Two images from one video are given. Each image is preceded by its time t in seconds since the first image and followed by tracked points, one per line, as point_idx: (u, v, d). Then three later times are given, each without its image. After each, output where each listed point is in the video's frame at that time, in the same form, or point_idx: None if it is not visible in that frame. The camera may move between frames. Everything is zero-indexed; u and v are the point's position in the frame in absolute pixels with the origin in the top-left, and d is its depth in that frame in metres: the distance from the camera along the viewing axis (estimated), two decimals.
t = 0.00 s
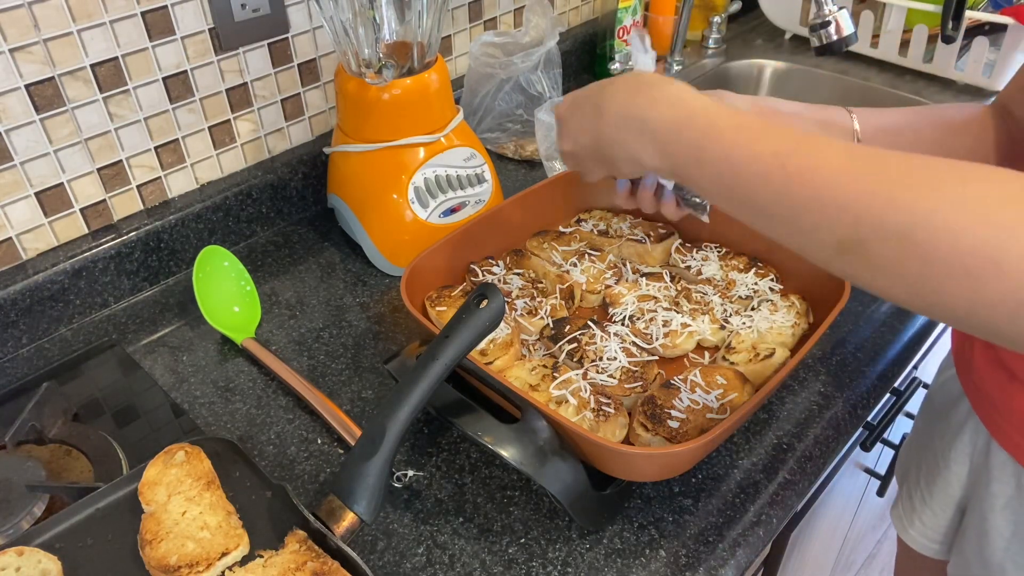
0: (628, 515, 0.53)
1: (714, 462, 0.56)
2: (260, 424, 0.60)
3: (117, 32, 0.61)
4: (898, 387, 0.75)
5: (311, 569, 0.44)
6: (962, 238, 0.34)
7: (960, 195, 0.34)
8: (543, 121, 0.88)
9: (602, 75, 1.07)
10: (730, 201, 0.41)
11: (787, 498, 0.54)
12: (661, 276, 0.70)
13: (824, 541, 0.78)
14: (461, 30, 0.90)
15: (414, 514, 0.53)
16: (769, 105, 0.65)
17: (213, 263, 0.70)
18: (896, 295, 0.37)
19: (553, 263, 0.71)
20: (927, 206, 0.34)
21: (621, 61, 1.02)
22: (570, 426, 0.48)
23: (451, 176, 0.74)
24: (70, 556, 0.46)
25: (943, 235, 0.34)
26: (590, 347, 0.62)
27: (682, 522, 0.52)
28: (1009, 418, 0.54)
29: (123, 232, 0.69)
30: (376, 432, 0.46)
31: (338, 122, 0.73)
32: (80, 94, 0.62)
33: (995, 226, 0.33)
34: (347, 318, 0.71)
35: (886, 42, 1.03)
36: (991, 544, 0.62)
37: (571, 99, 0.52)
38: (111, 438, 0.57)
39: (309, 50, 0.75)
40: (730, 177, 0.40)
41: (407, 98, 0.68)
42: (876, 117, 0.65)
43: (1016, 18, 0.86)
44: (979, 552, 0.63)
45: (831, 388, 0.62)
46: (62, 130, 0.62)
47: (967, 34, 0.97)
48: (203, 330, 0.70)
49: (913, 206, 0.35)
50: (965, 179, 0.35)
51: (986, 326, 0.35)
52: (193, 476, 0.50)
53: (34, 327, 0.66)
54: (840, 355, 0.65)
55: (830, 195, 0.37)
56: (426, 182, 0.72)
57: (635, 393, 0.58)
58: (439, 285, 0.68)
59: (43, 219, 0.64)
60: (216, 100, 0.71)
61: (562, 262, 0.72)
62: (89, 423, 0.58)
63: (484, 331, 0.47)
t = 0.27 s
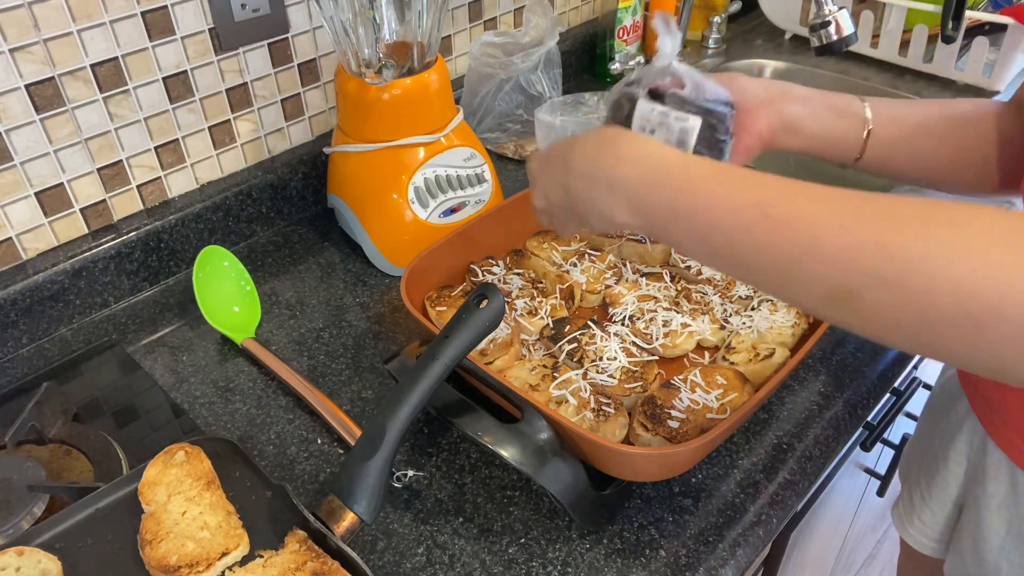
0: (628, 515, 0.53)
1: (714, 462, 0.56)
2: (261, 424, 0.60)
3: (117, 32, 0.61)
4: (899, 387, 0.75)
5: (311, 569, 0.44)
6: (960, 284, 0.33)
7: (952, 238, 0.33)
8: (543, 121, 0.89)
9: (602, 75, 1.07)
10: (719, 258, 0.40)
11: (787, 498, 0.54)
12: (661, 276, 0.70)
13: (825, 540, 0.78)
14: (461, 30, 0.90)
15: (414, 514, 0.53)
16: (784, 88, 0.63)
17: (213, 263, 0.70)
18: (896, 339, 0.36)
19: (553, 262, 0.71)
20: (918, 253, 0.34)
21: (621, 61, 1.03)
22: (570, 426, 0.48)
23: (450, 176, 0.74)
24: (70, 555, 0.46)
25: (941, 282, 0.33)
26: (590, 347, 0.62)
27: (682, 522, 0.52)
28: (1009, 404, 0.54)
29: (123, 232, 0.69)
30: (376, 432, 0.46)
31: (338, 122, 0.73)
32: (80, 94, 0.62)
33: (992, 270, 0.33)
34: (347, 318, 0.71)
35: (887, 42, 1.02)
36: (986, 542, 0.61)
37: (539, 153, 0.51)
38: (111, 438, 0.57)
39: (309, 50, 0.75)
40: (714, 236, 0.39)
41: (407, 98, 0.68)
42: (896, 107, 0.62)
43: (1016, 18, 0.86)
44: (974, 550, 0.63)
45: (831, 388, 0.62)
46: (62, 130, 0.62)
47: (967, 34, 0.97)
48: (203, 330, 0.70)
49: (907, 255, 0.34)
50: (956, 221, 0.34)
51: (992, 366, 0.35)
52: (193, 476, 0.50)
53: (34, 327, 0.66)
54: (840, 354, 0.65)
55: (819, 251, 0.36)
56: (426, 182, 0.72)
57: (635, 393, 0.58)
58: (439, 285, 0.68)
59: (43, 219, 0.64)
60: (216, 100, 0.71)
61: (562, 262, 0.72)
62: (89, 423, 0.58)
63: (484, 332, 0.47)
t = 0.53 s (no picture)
0: (628, 515, 0.53)
1: (714, 462, 0.56)
2: (260, 424, 0.60)
3: (117, 32, 0.61)
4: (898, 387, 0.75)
5: (310, 569, 0.44)
6: (1003, 327, 0.35)
7: (994, 284, 0.35)
8: (544, 121, 0.88)
9: (602, 75, 1.07)
10: (770, 287, 0.43)
11: (787, 498, 0.54)
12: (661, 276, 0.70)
13: (825, 540, 0.78)
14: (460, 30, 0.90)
15: (414, 514, 0.53)
16: (844, 58, 0.69)
17: (213, 263, 0.70)
18: (933, 380, 0.38)
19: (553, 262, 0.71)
20: (963, 294, 0.36)
21: (621, 61, 1.03)
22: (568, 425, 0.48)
23: (450, 176, 0.74)
24: (70, 555, 0.46)
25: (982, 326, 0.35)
26: (590, 347, 0.62)
27: (682, 522, 0.52)
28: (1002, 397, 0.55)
29: (123, 232, 0.69)
30: (376, 432, 0.46)
31: (337, 122, 0.73)
32: (80, 94, 0.62)
33: None
34: (347, 318, 0.71)
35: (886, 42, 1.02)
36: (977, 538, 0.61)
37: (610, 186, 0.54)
38: (111, 438, 0.57)
39: (309, 50, 0.75)
40: (772, 267, 0.42)
41: (406, 98, 0.68)
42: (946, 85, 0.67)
43: (1017, 18, 0.86)
44: (966, 546, 0.63)
45: (831, 388, 0.62)
46: (62, 130, 0.62)
47: (967, 34, 0.97)
48: (203, 330, 0.69)
49: (955, 299, 0.36)
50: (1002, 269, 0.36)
51: None
52: (193, 476, 0.50)
53: (33, 327, 0.66)
54: (840, 354, 0.65)
55: (870, 287, 0.38)
56: (426, 182, 0.72)
57: (635, 393, 0.58)
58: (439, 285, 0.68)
59: (43, 219, 0.64)
60: (216, 100, 0.71)
61: (561, 262, 0.72)
62: (89, 423, 0.58)
63: (484, 332, 0.47)
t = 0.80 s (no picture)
0: (628, 515, 0.53)
1: (714, 462, 0.56)
2: (260, 424, 0.60)
3: (117, 32, 0.61)
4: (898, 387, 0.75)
5: (311, 569, 0.44)
6: (941, 269, 0.36)
7: (941, 229, 0.37)
8: (544, 121, 0.88)
9: (602, 75, 1.07)
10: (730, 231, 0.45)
11: (787, 498, 0.54)
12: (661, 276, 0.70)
13: (825, 540, 0.78)
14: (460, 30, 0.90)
15: (414, 514, 0.53)
16: (875, 66, 0.71)
17: (214, 263, 0.70)
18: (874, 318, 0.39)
19: (552, 262, 0.72)
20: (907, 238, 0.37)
21: (621, 61, 1.02)
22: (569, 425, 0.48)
23: (450, 176, 0.74)
24: (69, 556, 0.46)
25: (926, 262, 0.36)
26: (590, 347, 0.62)
27: (682, 522, 0.52)
28: (1006, 402, 0.54)
29: (123, 232, 0.69)
30: (376, 432, 0.46)
31: (338, 122, 0.73)
32: (80, 94, 0.62)
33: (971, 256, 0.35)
34: (347, 318, 0.71)
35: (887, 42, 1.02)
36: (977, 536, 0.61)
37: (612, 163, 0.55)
38: (111, 438, 0.57)
39: (309, 50, 0.75)
40: (744, 217, 0.43)
41: (406, 98, 0.68)
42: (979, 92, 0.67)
43: (1017, 18, 0.86)
44: (965, 545, 0.63)
45: (831, 389, 0.62)
46: (62, 130, 0.62)
47: (967, 34, 0.97)
48: (203, 330, 0.70)
49: (904, 239, 0.37)
50: (950, 217, 0.37)
51: (977, 352, 0.36)
52: (193, 476, 0.50)
53: (33, 327, 0.66)
54: (840, 354, 0.65)
55: (828, 229, 0.40)
56: (426, 182, 0.72)
57: (635, 393, 0.58)
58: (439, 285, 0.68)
59: (43, 219, 0.64)
60: (216, 100, 0.71)
61: (561, 261, 0.72)
62: (88, 423, 0.58)
63: (484, 331, 0.47)
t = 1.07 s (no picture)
0: (628, 515, 0.53)
1: (714, 462, 0.56)
2: (260, 424, 0.60)
3: (117, 32, 0.61)
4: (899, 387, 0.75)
5: (311, 569, 0.44)
6: (860, 204, 0.35)
7: (848, 162, 0.37)
8: (543, 121, 0.88)
9: (602, 75, 1.07)
10: (667, 200, 0.45)
11: (787, 498, 0.54)
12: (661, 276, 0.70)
13: (825, 540, 0.78)
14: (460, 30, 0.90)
15: (414, 514, 0.53)
16: (887, 73, 0.72)
17: (213, 263, 0.70)
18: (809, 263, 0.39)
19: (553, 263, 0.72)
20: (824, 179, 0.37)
21: (621, 61, 1.02)
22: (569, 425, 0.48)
23: (450, 177, 0.74)
24: (70, 556, 0.46)
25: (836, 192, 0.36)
26: (590, 347, 0.62)
27: (682, 522, 0.52)
28: (1006, 395, 0.54)
29: (123, 232, 0.69)
30: (375, 432, 0.46)
31: (338, 122, 0.73)
32: (80, 94, 0.62)
33: (879, 182, 0.35)
34: (347, 318, 0.71)
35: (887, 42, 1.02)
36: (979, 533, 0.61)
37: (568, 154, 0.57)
38: (111, 438, 0.57)
39: (309, 50, 0.75)
40: (675, 180, 0.44)
41: (406, 98, 0.68)
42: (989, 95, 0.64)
43: (1017, 18, 0.86)
44: (967, 542, 0.63)
45: (831, 389, 0.62)
46: (62, 130, 0.62)
47: (967, 35, 0.97)
48: (203, 330, 0.70)
49: (820, 182, 0.37)
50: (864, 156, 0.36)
51: (910, 280, 0.35)
52: (193, 476, 0.50)
53: (34, 327, 0.66)
54: (840, 355, 0.65)
55: (747, 178, 0.40)
56: (426, 182, 0.72)
57: (635, 393, 0.58)
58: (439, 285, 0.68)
59: (43, 219, 0.64)
60: (216, 100, 0.71)
61: (562, 262, 0.72)
62: (89, 423, 0.58)
63: (484, 331, 0.47)
